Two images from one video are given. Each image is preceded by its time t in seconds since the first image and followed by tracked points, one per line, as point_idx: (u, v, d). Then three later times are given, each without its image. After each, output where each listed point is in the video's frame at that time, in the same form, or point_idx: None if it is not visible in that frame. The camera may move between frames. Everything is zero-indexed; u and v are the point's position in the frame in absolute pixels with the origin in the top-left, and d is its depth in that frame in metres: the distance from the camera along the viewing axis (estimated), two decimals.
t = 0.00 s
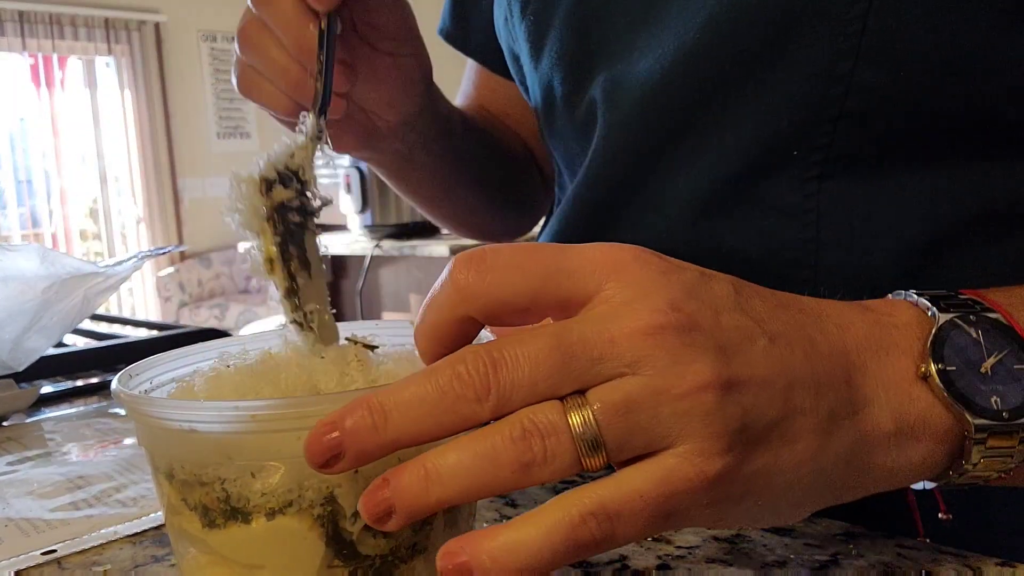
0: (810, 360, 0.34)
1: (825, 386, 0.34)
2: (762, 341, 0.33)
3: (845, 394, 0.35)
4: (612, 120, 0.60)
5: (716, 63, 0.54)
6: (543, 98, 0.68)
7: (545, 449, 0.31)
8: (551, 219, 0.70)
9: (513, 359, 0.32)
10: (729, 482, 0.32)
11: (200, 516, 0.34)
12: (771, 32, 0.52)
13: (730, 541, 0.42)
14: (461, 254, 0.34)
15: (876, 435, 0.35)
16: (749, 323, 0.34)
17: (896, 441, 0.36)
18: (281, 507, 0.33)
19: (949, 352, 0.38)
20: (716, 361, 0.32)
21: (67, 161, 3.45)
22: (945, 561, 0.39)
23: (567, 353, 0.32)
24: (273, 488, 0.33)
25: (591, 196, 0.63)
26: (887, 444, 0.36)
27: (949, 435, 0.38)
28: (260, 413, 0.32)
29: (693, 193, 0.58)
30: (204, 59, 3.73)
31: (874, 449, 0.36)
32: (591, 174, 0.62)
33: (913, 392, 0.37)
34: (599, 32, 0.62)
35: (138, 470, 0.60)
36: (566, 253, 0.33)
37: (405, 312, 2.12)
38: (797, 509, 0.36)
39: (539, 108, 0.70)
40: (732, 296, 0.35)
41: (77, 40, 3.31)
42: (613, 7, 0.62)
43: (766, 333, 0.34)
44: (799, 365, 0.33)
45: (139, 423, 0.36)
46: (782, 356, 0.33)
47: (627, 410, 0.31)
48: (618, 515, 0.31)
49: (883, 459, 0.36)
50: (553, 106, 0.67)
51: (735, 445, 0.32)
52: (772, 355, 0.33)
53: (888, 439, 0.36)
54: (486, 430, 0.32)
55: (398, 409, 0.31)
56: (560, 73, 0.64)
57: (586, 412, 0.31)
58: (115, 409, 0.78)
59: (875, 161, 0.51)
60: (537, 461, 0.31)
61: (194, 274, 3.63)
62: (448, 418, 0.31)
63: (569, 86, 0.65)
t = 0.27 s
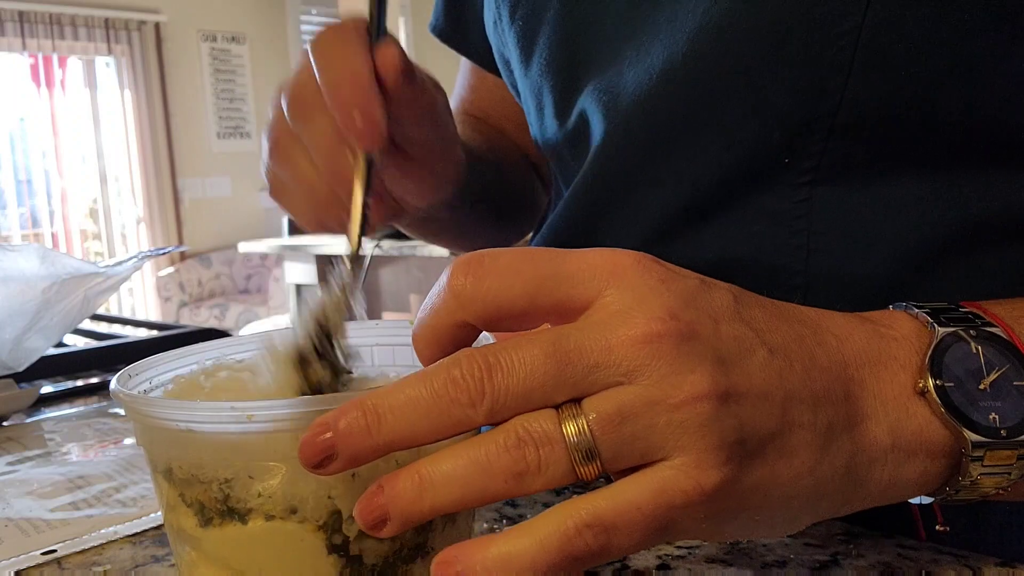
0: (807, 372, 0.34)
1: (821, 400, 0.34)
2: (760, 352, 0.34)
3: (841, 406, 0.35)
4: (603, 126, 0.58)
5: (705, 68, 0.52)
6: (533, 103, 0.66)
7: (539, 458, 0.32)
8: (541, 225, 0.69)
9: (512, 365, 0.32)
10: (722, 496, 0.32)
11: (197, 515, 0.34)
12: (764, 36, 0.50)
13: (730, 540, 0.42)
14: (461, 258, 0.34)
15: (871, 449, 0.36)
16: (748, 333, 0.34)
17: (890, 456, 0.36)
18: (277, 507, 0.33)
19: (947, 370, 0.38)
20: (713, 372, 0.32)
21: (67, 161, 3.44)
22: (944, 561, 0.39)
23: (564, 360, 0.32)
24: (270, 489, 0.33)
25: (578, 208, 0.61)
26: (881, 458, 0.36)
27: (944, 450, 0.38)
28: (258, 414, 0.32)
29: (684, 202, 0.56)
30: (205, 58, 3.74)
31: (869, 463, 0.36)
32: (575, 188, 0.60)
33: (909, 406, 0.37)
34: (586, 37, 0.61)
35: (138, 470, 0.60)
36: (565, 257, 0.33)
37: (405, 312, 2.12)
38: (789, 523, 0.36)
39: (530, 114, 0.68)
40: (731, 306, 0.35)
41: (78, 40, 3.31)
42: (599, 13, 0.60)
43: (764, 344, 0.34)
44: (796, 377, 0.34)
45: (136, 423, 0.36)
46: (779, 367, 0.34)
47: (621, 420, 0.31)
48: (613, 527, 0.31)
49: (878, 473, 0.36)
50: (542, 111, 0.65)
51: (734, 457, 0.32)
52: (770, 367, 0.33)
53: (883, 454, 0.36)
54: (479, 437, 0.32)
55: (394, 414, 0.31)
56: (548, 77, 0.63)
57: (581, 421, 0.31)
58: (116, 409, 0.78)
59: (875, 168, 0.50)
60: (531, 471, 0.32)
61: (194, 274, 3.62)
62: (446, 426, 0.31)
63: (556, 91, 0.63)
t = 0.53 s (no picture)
0: (801, 366, 0.34)
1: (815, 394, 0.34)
2: (754, 346, 0.34)
3: (836, 400, 0.35)
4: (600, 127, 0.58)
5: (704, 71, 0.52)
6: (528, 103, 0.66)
7: (540, 462, 0.32)
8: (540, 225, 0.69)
9: (507, 364, 0.32)
10: (721, 493, 0.32)
11: (192, 516, 0.34)
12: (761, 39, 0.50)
13: (730, 541, 0.42)
14: (454, 258, 0.34)
15: (866, 443, 0.36)
16: (740, 327, 0.34)
17: (884, 450, 0.36)
18: (272, 508, 0.33)
19: (933, 357, 0.38)
20: (709, 366, 0.32)
21: (67, 161, 3.44)
22: (944, 561, 0.39)
23: (561, 358, 0.31)
24: (265, 490, 0.33)
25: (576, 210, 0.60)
26: (876, 451, 0.36)
27: (937, 442, 0.38)
28: (252, 415, 0.32)
29: (683, 202, 0.56)
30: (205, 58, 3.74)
31: (863, 458, 0.36)
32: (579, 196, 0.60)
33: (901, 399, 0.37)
34: (579, 38, 0.60)
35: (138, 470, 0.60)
36: (557, 257, 0.33)
37: (405, 312, 2.12)
38: (786, 516, 0.36)
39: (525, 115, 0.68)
40: (723, 301, 0.35)
41: (78, 40, 3.31)
42: (594, 12, 0.59)
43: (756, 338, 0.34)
44: (789, 371, 0.34)
45: (130, 425, 0.36)
46: (773, 361, 0.34)
47: (618, 420, 0.31)
48: (616, 533, 0.31)
49: (872, 467, 0.36)
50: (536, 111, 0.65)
51: (730, 452, 0.32)
52: (764, 361, 0.33)
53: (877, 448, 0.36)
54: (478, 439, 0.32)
55: (390, 412, 0.31)
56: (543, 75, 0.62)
57: (579, 422, 0.31)
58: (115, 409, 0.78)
59: (874, 169, 0.50)
60: (532, 472, 0.32)
61: (194, 274, 3.62)
62: (443, 425, 0.31)
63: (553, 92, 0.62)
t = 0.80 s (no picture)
0: (801, 362, 0.34)
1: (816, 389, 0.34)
2: (754, 342, 0.34)
3: (837, 396, 0.35)
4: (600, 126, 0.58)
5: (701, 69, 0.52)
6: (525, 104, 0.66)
7: (542, 461, 0.32)
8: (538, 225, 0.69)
9: (506, 362, 0.31)
10: (723, 490, 0.32)
11: (192, 515, 0.34)
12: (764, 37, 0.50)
13: (730, 541, 0.42)
14: (454, 258, 0.34)
15: (867, 439, 0.36)
16: (740, 323, 0.34)
17: (886, 444, 0.36)
18: (272, 507, 0.33)
19: (936, 354, 0.38)
20: (710, 362, 0.32)
21: (67, 161, 3.44)
22: (945, 561, 0.39)
23: (562, 355, 0.31)
24: (265, 488, 0.33)
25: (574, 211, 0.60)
26: (877, 446, 0.36)
27: (937, 437, 0.38)
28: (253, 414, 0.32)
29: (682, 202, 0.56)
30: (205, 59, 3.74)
31: (864, 454, 0.36)
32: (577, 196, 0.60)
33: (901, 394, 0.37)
34: (576, 38, 0.60)
35: (137, 470, 0.60)
36: (558, 257, 0.33)
37: (405, 312, 2.12)
38: (789, 512, 0.36)
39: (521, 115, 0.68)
40: (723, 297, 0.35)
41: (78, 40, 3.31)
42: (593, 12, 0.59)
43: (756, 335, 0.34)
44: (790, 366, 0.34)
45: (130, 423, 0.36)
46: (774, 358, 0.34)
47: (620, 416, 0.31)
48: (618, 531, 0.31)
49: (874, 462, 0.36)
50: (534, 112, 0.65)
51: (733, 448, 0.32)
52: (764, 357, 0.33)
53: (878, 443, 0.36)
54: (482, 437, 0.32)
55: (391, 409, 0.31)
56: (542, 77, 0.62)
57: (581, 420, 0.31)
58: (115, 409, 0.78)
59: (875, 169, 0.50)
60: (534, 471, 0.32)
61: (194, 274, 3.62)
62: (443, 422, 0.31)
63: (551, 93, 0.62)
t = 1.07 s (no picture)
0: (800, 364, 0.34)
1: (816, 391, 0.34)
2: (754, 345, 0.34)
3: (837, 398, 0.35)
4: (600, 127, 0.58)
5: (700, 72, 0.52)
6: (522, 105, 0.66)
7: (541, 461, 0.32)
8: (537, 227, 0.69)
9: (509, 362, 0.31)
10: (722, 491, 0.32)
11: (191, 514, 0.34)
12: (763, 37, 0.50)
13: (730, 541, 0.42)
14: (455, 258, 0.34)
15: (867, 441, 0.36)
16: (739, 326, 0.34)
17: (885, 446, 0.36)
18: (272, 506, 0.33)
19: (934, 357, 0.38)
20: (711, 364, 0.32)
21: (67, 161, 3.44)
22: (944, 561, 0.39)
23: (562, 357, 0.31)
24: (265, 487, 0.33)
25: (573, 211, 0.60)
26: (877, 448, 0.36)
27: (936, 438, 0.38)
28: (253, 413, 0.32)
29: (681, 202, 0.56)
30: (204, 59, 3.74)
31: (864, 455, 0.36)
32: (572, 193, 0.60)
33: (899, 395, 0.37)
34: (575, 36, 0.60)
35: (137, 470, 0.60)
36: (559, 257, 0.33)
37: (405, 312, 2.11)
38: (788, 513, 0.36)
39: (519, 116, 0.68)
40: (722, 299, 0.35)
41: (78, 40, 3.31)
42: (592, 11, 0.59)
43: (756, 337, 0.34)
44: (790, 369, 0.34)
45: (129, 423, 0.36)
46: (774, 360, 0.34)
47: (620, 417, 0.31)
48: (617, 531, 0.31)
49: (875, 464, 0.36)
50: (533, 112, 0.65)
51: (733, 451, 0.32)
52: (764, 360, 0.33)
53: (878, 445, 0.36)
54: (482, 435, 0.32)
55: (392, 409, 0.31)
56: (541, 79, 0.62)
57: (581, 421, 0.31)
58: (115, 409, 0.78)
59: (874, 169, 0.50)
60: (534, 471, 0.32)
61: (194, 274, 3.63)
62: (444, 422, 0.31)
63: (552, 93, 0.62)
